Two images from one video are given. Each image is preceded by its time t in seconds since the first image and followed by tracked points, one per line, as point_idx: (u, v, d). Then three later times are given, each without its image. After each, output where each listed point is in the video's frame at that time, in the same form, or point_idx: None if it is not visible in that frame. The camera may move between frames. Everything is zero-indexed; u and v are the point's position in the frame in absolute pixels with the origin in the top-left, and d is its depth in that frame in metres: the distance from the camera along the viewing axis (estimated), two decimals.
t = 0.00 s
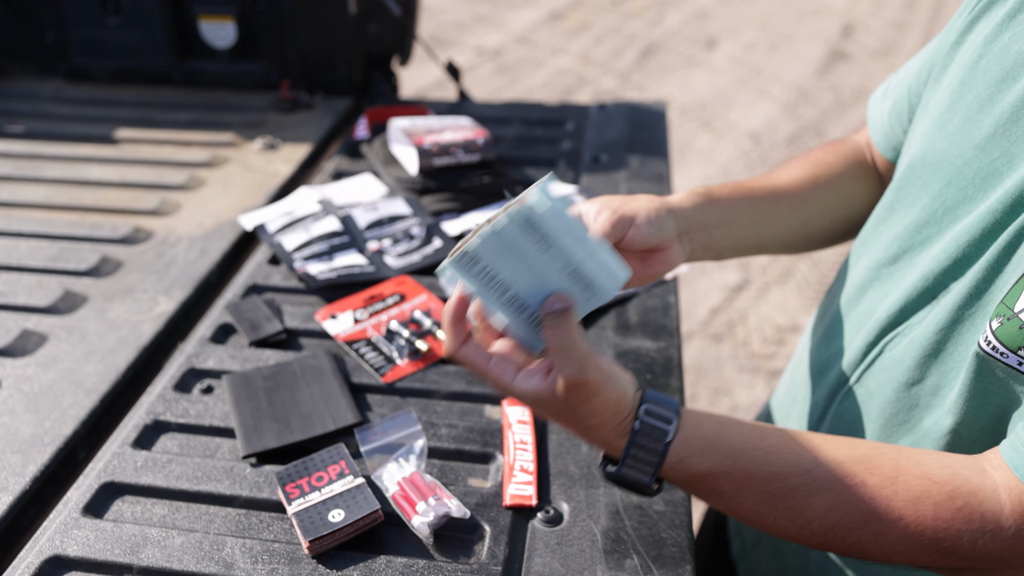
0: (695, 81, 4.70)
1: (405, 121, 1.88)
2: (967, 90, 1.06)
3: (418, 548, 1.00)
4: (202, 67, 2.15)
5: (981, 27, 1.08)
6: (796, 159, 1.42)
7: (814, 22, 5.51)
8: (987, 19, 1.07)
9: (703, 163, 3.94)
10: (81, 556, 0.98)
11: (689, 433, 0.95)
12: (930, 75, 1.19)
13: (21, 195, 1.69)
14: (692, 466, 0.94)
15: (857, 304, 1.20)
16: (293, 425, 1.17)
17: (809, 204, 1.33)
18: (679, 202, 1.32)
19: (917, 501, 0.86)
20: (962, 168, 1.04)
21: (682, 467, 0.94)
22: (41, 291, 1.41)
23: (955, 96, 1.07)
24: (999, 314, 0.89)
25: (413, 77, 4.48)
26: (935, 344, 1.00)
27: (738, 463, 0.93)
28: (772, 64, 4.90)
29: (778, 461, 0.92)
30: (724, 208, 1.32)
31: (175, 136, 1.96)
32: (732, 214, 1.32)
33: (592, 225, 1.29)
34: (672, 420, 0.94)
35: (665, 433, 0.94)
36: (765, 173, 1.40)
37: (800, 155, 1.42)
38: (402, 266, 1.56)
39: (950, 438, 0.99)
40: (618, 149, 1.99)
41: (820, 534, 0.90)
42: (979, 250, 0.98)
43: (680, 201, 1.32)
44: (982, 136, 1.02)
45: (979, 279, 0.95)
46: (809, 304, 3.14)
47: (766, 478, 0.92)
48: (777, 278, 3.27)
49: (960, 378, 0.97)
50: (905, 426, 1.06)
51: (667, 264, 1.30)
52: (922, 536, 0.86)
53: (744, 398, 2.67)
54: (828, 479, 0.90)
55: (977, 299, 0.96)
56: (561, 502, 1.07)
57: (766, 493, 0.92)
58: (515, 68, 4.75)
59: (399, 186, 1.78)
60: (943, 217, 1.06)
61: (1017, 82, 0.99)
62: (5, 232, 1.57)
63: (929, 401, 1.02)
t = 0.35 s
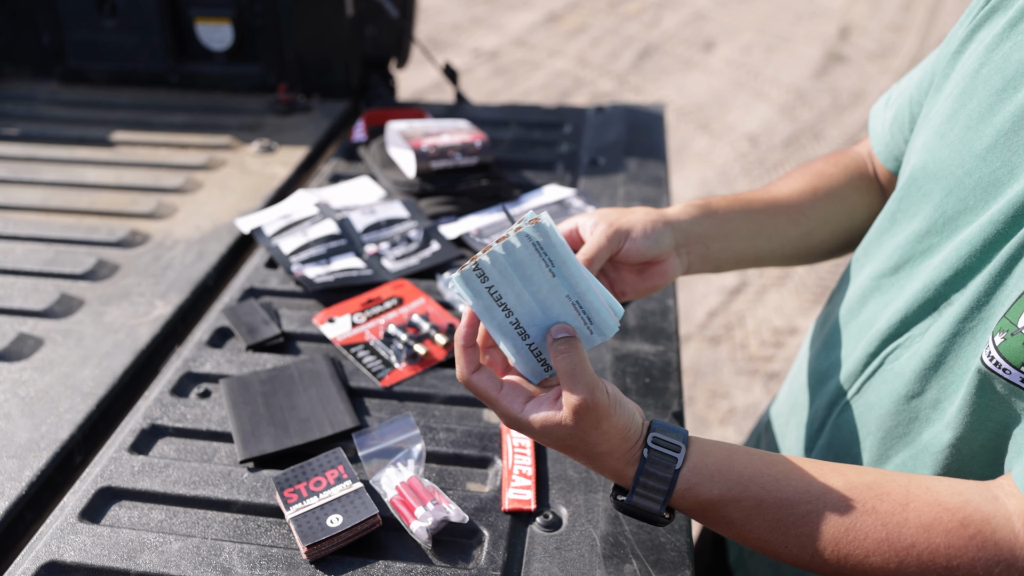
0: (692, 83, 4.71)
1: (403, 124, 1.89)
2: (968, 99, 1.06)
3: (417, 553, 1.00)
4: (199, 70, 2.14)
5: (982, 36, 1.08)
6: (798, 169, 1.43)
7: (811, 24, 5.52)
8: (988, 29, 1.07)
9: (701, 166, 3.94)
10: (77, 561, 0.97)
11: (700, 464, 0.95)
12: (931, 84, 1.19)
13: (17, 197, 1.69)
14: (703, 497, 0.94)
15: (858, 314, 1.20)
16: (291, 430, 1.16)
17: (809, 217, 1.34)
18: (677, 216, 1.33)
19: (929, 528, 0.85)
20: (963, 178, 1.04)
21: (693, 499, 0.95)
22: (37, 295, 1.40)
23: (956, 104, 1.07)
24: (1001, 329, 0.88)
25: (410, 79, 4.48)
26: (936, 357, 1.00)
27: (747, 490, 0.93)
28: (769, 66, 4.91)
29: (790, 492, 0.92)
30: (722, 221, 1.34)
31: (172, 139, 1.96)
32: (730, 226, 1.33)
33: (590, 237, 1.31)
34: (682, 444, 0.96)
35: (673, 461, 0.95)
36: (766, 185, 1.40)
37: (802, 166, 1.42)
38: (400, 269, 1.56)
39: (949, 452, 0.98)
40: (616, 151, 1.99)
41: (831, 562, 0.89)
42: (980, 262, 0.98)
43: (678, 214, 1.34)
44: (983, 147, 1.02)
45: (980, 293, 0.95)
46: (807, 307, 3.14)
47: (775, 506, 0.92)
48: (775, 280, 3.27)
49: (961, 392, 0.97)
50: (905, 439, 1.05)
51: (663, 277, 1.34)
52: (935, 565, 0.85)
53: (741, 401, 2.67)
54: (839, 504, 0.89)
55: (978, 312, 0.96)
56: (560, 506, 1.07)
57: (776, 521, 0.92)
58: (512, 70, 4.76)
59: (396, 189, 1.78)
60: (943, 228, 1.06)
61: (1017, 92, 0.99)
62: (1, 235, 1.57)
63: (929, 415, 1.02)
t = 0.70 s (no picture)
0: (691, 85, 4.71)
1: (403, 126, 1.89)
2: (974, 106, 1.06)
3: (418, 556, 1.00)
4: (198, 72, 2.14)
5: (989, 42, 1.08)
6: (801, 177, 1.42)
7: (810, 26, 5.53)
8: (994, 35, 1.07)
9: (700, 167, 3.95)
10: (78, 564, 0.97)
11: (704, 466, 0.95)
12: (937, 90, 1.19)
13: (17, 199, 1.69)
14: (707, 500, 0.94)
15: (864, 322, 1.20)
16: (292, 433, 1.16)
17: (815, 228, 1.34)
18: (682, 227, 1.33)
19: (936, 534, 0.84)
20: (970, 186, 1.04)
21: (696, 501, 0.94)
22: (38, 297, 1.40)
23: (962, 111, 1.07)
24: (1013, 341, 0.88)
25: (409, 81, 4.49)
26: (944, 367, 1.00)
27: (752, 494, 0.93)
28: (768, 68, 4.91)
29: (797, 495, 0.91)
30: (727, 232, 1.33)
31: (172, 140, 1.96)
32: (735, 237, 1.33)
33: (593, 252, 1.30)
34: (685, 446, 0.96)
35: (676, 463, 0.95)
36: (770, 194, 1.40)
37: (806, 174, 1.42)
38: (400, 271, 1.56)
39: (957, 463, 0.98)
40: (616, 153, 1.99)
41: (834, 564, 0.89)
42: (988, 271, 0.98)
43: (683, 225, 1.33)
44: (990, 154, 1.02)
45: (989, 303, 0.95)
46: (806, 308, 3.14)
47: (781, 510, 0.91)
48: (774, 282, 3.28)
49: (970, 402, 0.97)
50: (913, 449, 1.06)
51: (668, 289, 1.33)
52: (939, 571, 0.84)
53: (741, 403, 2.67)
54: (847, 506, 0.89)
55: (986, 322, 0.96)
56: (562, 510, 1.07)
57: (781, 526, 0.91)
58: (511, 71, 4.76)
59: (396, 191, 1.78)
60: (950, 236, 1.06)
61: None
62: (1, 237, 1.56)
63: (937, 426, 1.03)
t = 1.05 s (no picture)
0: (690, 85, 4.71)
1: (403, 125, 1.88)
2: (967, 105, 1.07)
3: (418, 555, 1.00)
4: (198, 71, 2.14)
5: (982, 42, 1.09)
6: (801, 177, 1.42)
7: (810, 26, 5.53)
8: (988, 35, 1.08)
9: (699, 167, 3.95)
10: (78, 562, 0.97)
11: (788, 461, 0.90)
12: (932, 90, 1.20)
13: (16, 198, 1.68)
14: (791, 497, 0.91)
15: (853, 321, 1.20)
16: (292, 431, 1.16)
17: (814, 226, 1.34)
18: (683, 224, 1.28)
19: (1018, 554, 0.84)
20: (960, 184, 1.05)
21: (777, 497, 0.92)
22: (37, 296, 1.40)
23: (955, 111, 1.09)
24: (1008, 345, 0.89)
25: (409, 81, 4.49)
26: (934, 365, 1.01)
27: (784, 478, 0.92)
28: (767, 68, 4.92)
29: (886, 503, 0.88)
30: (727, 230, 1.31)
31: (171, 139, 1.96)
32: (735, 234, 1.30)
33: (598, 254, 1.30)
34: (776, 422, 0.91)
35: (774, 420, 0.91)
36: (770, 193, 1.39)
37: (806, 173, 1.42)
38: (400, 271, 1.56)
39: (946, 462, 0.99)
40: (616, 153, 1.99)
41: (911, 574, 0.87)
42: (980, 269, 0.99)
43: (683, 222, 1.29)
44: (981, 153, 1.03)
45: (981, 301, 0.96)
46: (806, 309, 3.14)
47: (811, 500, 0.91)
48: (773, 282, 3.28)
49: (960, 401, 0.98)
50: (899, 448, 1.06)
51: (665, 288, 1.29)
52: None
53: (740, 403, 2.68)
54: (939, 516, 0.87)
55: (975, 320, 0.97)
56: (562, 509, 1.07)
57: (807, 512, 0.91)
58: (511, 71, 4.76)
59: (396, 190, 1.78)
60: (940, 234, 1.07)
61: (1017, 100, 1.01)
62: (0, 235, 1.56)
63: (924, 424, 1.03)
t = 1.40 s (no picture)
0: (689, 82, 4.70)
1: (399, 122, 1.87)
2: (931, 100, 1.09)
3: (413, 556, 0.99)
4: (193, 67, 2.13)
5: (942, 40, 1.12)
6: (769, 158, 1.43)
7: (811, 23, 5.51)
8: (947, 34, 1.12)
9: (699, 165, 3.94)
10: (70, 563, 0.96)
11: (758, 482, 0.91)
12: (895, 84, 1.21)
13: (10, 196, 1.67)
14: (770, 530, 0.91)
15: (827, 317, 1.18)
16: (286, 431, 1.15)
17: (774, 210, 1.36)
18: (641, 207, 1.34)
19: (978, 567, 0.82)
20: (927, 178, 1.06)
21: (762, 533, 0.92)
22: (30, 295, 1.39)
23: (921, 106, 1.11)
24: (975, 339, 0.91)
25: (407, 78, 4.47)
26: (909, 358, 1.00)
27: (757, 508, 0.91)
28: (768, 65, 4.91)
29: (855, 520, 0.87)
30: (687, 214, 1.35)
31: (166, 137, 1.94)
32: (692, 219, 1.35)
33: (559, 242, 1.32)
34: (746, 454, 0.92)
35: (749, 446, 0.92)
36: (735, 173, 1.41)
37: (772, 153, 1.43)
38: (396, 269, 1.55)
39: (925, 455, 0.97)
40: (614, 150, 1.98)
41: None
42: (952, 262, 0.99)
43: (641, 207, 1.34)
44: (947, 146, 1.04)
45: (955, 291, 0.96)
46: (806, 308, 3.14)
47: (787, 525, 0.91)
48: (774, 281, 3.27)
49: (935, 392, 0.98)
50: (875, 443, 1.03)
51: (626, 270, 1.37)
52: None
53: (740, 403, 2.67)
54: (909, 527, 0.86)
55: (947, 312, 0.97)
56: (558, 510, 1.07)
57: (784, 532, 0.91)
58: (509, 69, 4.75)
59: (392, 188, 1.77)
60: (910, 228, 1.07)
61: (978, 94, 1.03)
62: None
63: (900, 417, 1.01)
